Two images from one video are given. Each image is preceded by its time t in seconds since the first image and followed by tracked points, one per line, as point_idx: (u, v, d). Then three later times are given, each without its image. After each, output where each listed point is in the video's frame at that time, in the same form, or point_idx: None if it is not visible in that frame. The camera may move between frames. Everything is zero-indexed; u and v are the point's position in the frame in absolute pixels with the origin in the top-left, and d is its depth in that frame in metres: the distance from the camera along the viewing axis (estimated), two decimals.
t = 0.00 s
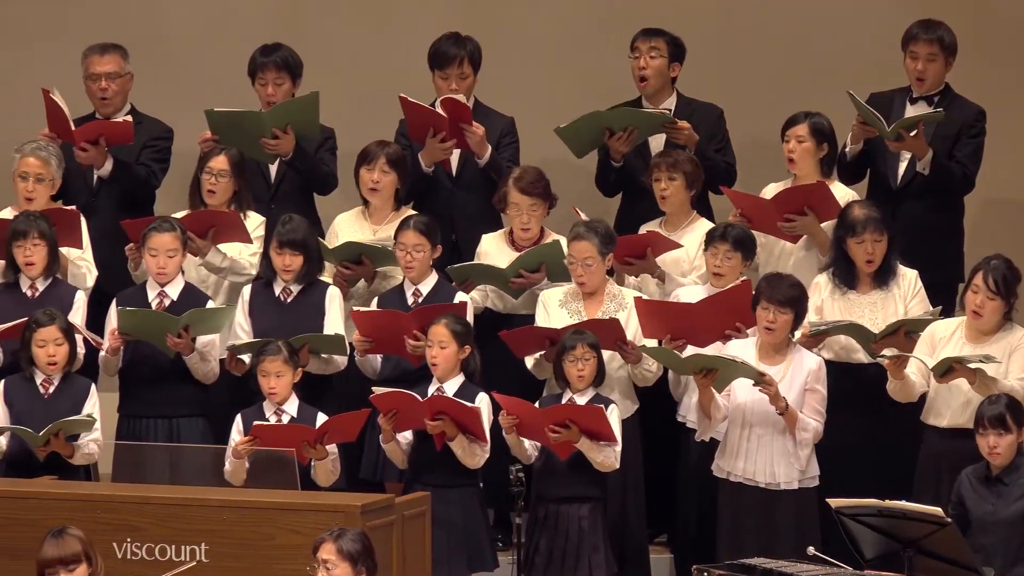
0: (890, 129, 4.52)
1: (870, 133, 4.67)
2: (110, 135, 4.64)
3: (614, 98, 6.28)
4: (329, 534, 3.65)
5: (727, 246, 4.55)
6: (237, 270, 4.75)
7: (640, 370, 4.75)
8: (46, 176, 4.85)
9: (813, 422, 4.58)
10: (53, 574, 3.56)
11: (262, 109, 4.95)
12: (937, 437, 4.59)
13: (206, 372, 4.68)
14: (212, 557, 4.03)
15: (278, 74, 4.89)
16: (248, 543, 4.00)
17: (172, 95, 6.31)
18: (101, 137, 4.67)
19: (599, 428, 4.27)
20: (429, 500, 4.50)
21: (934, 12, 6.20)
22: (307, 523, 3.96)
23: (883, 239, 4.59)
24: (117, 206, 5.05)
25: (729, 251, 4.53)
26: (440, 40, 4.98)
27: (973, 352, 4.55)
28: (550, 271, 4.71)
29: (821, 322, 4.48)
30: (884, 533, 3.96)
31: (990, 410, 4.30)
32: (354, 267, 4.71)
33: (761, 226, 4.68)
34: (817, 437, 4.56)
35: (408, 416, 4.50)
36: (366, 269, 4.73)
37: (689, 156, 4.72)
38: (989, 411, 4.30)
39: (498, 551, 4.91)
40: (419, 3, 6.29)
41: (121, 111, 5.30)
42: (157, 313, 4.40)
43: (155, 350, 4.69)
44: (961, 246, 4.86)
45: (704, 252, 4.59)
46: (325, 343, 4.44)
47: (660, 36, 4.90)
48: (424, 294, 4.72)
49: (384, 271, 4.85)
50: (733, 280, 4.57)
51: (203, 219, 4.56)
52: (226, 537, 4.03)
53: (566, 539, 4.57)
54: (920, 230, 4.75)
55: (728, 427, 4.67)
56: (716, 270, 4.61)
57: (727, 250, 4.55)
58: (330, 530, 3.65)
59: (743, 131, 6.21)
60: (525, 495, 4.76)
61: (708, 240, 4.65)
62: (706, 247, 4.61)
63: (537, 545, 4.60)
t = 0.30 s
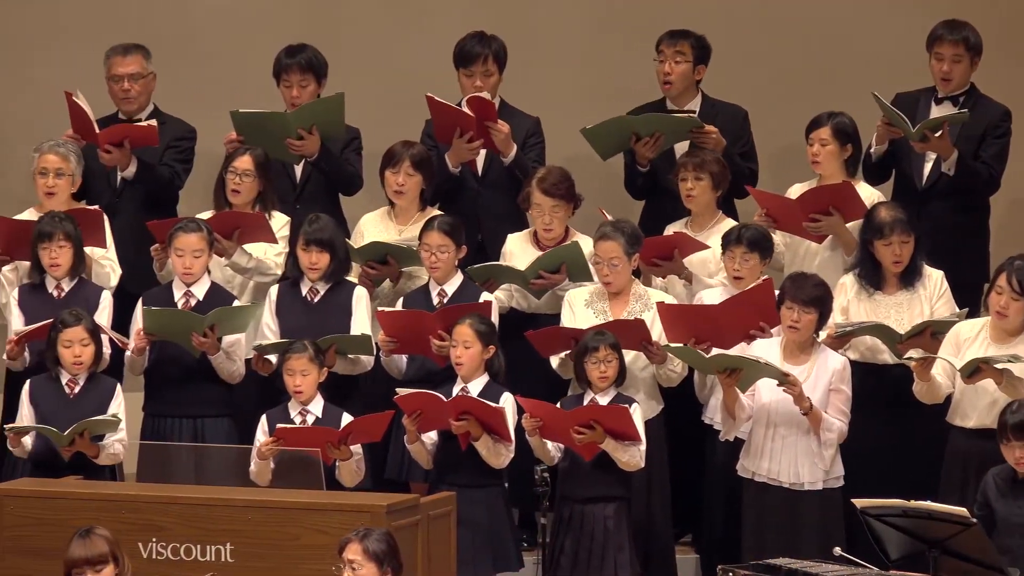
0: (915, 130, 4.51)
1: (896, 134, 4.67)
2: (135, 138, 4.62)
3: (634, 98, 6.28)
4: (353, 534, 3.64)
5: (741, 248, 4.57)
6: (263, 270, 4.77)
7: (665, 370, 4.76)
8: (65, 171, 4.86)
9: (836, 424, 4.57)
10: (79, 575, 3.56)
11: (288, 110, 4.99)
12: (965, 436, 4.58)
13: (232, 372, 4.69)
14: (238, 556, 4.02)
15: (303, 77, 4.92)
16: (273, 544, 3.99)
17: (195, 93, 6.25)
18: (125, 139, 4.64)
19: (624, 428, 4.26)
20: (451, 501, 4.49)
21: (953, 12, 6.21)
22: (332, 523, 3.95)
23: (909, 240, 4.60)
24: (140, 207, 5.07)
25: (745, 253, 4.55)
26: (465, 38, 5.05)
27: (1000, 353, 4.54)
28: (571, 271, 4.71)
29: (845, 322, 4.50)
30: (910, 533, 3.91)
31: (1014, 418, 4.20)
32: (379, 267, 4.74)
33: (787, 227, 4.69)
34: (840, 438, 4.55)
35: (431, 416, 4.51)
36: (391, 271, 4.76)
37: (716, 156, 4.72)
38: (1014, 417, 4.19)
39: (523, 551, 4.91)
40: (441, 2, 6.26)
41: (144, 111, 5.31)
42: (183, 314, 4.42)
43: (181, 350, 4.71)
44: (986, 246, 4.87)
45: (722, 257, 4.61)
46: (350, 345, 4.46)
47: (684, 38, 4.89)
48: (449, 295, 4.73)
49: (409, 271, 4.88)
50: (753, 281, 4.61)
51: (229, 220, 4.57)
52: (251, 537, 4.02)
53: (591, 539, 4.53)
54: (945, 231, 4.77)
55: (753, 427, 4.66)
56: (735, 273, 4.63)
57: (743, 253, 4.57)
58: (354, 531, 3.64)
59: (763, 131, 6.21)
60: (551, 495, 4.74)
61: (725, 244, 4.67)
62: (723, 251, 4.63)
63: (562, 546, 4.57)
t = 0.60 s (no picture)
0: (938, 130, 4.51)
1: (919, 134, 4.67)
2: (161, 137, 4.64)
3: (655, 99, 6.30)
4: (377, 534, 3.61)
5: (758, 247, 4.59)
6: (287, 270, 4.78)
7: (688, 372, 4.75)
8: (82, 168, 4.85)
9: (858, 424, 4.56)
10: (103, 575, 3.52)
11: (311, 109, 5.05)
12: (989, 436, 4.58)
13: (254, 371, 4.68)
14: (262, 557, 3.96)
15: (326, 76, 4.97)
16: (298, 544, 3.93)
17: (219, 93, 6.26)
18: (150, 139, 4.66)
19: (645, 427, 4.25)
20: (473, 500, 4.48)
21: (974, 12, 6.24)
22: (358, 523, 3.88)
23: (933, 241, 4.60)
24: (164, 207, 5.08)
25: (762, 252, 4.56)
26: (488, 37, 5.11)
27: None
28: (592, 271, 4.67)
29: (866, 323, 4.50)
30: (933, 533, 3.87)
31: None
32: (402, 267, 4.75)
33: (810, 227, 4.70)
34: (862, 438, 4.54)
35: (454, 415, 4.52)
36: (413, 271, 4.77)
37: (741, 156, 4.75)
38: None
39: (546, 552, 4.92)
40: (464, 1, 6.27)
41: (169, 111, 5.32)
42: (206, 314, 4.41)
43: (204, 351, 4.71)
44: (1011, 246, 4.89)
45: (739, 258, 4.63)
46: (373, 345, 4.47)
47: (707, 37, 4.94)
48: (472, 295, 4.74)
49: (432, 271, 4.90)
50: (773, 280, 4.61)
51: (252, 219, 4.57)
52: (275, 537, 3.96)
53: (614, 539, 4.54)
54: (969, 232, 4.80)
55: (776, 428, 4.66)
56: (753, 272, 4.63)
57: (760, 252, 4.58)
58: (378, 531, 3.60)
59: (782, 132, 6.23)
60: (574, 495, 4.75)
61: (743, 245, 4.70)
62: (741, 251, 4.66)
63: (585, 546, 4.57)
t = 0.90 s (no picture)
0: (962, 130, 4.52)
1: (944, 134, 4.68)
2: (186, 137, 4.64)
3: (678, 98, 6.32)
4: (400, 536, 3.60)
5: (777, 246, 4.60)
6: (310, 270, 4.79)
7: (710, 372, 4.75)
8: (103, 167, 4.84)
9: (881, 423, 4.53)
10: None
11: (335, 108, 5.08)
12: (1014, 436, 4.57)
13: (276, 370, 4.69)
14: (286, 558, 3.94)
15: (350, 76, 5.00)
16: (320, 544, 3.90)
17: (244, 92, 6.28)
18: (176, 139, 4.66)
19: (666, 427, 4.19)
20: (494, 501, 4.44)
21: (996, 13, 6.27)
22: (381, 524, 3.86)
23: (955, 240, 4.60)
24: (190, 208, 5.07)
25: (780, 251, 4.59)
26: (512, 36, 5.13)
27: None
28: (612, 270, 4.66)
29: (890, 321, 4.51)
30: (955, 533, 3.83)
31: None
32: (426, 268, 4.76)
33: (833, 228, 4.70)
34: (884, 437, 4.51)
35: (477, 416, 4.53)
36: (437, 272, 4.79)
37: (764, 156, 4.76)
38: None
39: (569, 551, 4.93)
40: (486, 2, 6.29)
41: (195, 111, 5.32)
42: (231, 314, 4.40)
43: (227, 350, 4.72)
44: None
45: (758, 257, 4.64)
46: (396, 344, 4.47)
47: (730, 37, 4.97)
48: (495, 295, 4.76)
49: (456, 271, 4.91)
50: (792, 278, 4.62)
51: (274, 220, 4.57)
52: (298, 538, 3.93)
53: (636, 539, 4.49)
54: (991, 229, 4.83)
55: (798, 428, 4.65)
56: (773, 271, 4.65)
57: (779, 250, 4.60)
58: (400, 532, 3.59)
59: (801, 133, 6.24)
60: (597, 495, 4.71)
61: (761, 244, 4.70)
62: (759, 250, 4.66)
63: (607, 546, 4.53)
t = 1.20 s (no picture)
0: (986, 131, 4.52)
1: (968, 134, 4.72)
2: (213, 136, 4.64)
3: (702, 98, 6.33)
4: (425, 535, 3.57)
5: (797, 248, 4.59)
6: (335, 270, 4.80)
7: (734, 373, 4.74)
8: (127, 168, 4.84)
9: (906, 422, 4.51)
10: None
11: (360, 108, 5.10)
12: None
13: (299, 370, 4.69)
14: (311, 558, 3.90)
15: (376, 75, 5.03)
16: (345, 544, 3.87)
17: (274, 91, 6.34)
18: (204, 138, 4.66)
19: (692, 428, 4.13)
20: (517, 501, 4.40)
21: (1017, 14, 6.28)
22: (406, 524, 3.82)
23: (980, 240, 4.59)
24: (218, 208, 5.09)
25: (801, 253, 4.58)
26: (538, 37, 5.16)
27: None
28: (634, 270, 4.66)
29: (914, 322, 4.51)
30: (980, 534, 3.80)
31: None
32: (450, 269, 4.77)
33: (857, 228, 4.71)
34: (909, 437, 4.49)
35: (501, 416, 4.53)
36: (462, 273, 4.80)
37: (789, 157, 4.78)
38: None
39: (593, 552, 4.94)
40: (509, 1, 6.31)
41: (224, 111, 5.32)
42: (256, 315, 4.40)
43: (252, 351, 4.72)
44: None
45: (778, 259, 4.63)
46: (421, 345, 4.47)
47: (756, 38, 5.03)
48: (519, 295, 4.76)
49: (481, 272, 4.93)
50: (813, 280, 4.61)
51: (299, 220, 4.57)
52: (323, 538, 3.90)
53: (662, 539, 4.44)
54: (1017, 228, 4.84)
55: (822, 429, 4.63)
56: (794, 273, 4.64)
57: (800, 252, 4.59)
58: (426, 532, 3.56)
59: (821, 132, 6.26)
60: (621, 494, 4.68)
61: (782, 245, 4.69)
62: (780, 252, 4.65)
63: (632, 546, 4.48)
